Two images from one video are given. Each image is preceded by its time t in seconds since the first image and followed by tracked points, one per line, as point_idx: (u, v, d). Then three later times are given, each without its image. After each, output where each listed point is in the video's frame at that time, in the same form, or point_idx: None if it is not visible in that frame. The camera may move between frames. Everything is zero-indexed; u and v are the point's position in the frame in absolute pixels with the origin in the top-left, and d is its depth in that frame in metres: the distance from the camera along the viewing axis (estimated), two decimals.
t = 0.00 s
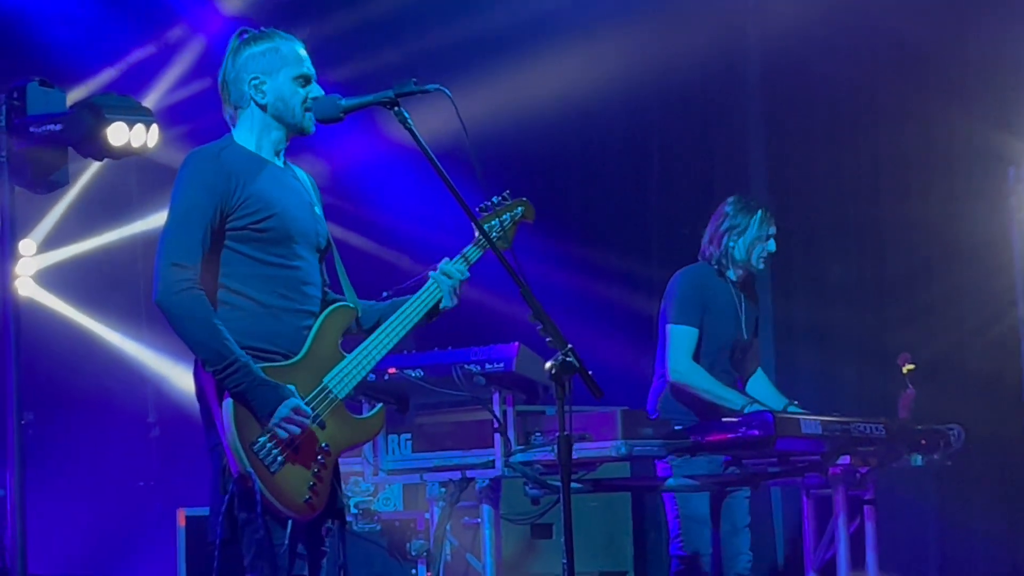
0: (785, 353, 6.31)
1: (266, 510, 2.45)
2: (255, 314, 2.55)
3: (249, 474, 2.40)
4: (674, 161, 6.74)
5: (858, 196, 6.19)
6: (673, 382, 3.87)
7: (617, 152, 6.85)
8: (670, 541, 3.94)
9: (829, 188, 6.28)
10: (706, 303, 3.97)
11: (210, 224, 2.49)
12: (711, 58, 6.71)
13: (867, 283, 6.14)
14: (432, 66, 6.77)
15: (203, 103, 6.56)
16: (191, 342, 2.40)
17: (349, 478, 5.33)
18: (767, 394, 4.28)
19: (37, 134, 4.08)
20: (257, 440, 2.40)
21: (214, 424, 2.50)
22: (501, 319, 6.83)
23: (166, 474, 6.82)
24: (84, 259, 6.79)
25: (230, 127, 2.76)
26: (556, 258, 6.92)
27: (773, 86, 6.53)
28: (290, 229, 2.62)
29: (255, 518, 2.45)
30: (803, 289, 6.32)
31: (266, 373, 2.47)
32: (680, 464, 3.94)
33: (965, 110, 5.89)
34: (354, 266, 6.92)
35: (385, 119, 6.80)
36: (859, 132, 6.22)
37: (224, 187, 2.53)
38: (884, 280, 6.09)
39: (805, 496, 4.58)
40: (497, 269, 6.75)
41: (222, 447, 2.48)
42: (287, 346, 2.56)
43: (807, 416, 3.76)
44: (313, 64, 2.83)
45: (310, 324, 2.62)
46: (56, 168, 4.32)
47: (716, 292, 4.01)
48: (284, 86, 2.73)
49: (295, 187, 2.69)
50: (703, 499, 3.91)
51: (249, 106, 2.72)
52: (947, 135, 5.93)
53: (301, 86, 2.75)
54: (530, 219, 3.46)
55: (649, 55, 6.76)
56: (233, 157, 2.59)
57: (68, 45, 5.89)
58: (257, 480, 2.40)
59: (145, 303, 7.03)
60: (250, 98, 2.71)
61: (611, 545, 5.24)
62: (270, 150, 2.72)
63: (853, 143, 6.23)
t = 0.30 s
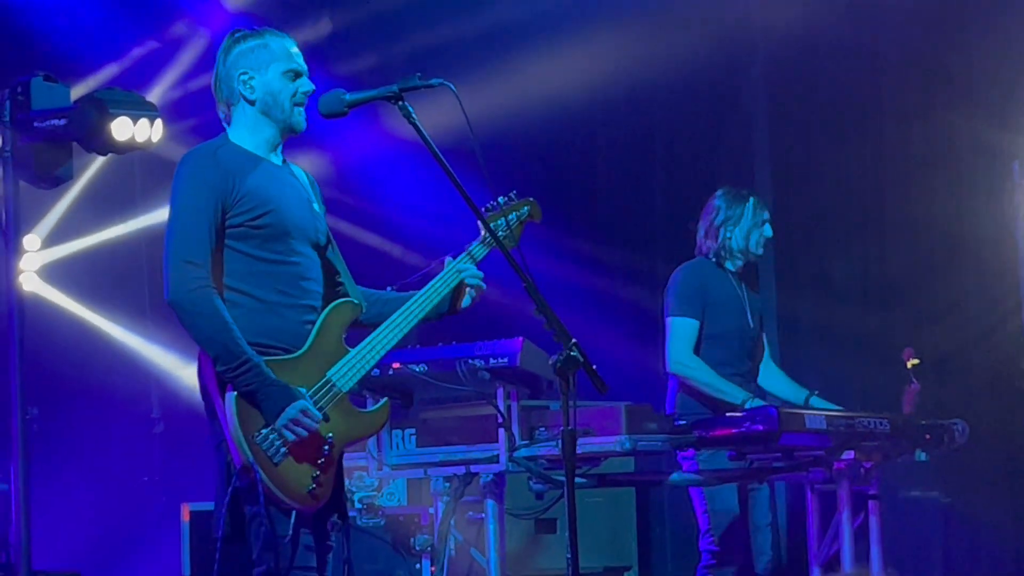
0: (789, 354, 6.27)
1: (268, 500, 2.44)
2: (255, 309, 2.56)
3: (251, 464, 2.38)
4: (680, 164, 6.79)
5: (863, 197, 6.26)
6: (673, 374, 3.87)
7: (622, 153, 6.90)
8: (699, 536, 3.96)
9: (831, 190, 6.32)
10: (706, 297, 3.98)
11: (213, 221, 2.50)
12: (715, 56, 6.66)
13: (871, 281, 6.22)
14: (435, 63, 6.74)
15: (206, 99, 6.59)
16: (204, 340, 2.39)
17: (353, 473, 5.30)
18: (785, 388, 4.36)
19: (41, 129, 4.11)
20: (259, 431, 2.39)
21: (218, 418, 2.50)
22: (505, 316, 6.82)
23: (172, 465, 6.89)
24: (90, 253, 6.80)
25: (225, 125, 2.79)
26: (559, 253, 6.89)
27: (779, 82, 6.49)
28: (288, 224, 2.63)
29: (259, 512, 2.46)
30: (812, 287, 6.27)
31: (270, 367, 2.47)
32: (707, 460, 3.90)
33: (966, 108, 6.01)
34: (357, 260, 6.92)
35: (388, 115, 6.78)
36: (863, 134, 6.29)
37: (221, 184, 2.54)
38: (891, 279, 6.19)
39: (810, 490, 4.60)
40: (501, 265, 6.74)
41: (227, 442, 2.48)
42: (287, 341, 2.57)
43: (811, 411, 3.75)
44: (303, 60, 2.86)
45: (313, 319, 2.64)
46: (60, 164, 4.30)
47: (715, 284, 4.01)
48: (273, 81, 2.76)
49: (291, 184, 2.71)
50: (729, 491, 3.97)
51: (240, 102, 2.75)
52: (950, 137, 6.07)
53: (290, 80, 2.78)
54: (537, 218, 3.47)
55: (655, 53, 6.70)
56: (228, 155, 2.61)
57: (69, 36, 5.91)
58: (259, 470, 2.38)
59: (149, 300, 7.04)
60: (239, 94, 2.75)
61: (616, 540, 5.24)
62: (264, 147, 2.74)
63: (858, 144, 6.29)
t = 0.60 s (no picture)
0: (795, 347, 6.25)
1: (278, 499, 2.44)
2: (260, 309, 2.56)
3: (260, 462, 2.39)
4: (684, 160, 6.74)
5: (867, 193, 6.13)
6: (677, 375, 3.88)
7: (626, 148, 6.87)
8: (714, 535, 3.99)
9: (834, 186, 6.24)
10: (709, 295, 3.97)
11: (216, 220, 2.51)
12: (720, 52, 6.70)
13: (876, 278, 6.05)
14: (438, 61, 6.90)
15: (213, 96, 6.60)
16: (211, 340, 2.40)
17: (358, 471, 5.32)
18: (796, 385, 4.35)
19: (47, 127, 4.08)
20: (266, 428, 2.41)
21: (225, 420, 2.48)
22: (510, 313, 6.82)
23: (180, 464, 6.91)
24: (103, 249, 6.85)
25: (227, 127, 2.80)
26: (566, 249, 6.93)
27: (783, 78, 6.48)
28: (290, 223, 2.63)
29: (269, 511, 2.45)
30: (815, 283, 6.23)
31: (278, 366, 2.47)
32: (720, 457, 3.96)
33: (970, 99, 5.85)
34: (362, 258, 6.97)
35: (396, 112, 6.78)
36: (865, 129, 6.18)
37: (224, 184, 2.54)
38: (895, 275, 5.99)
39: (815, 486, 4.55)
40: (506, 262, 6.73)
41: (234, 443, 2.46)
42: (290, 339, 2.57)
43: (817, 410, 3.76)
44: (303, 58, 2.87)
45: (316, 316, 2.64)
46: (67, 161, 4.32)
47: (718, 280, 4.01)
48: (273, 80, 2.76)
49: (295, 183, 2.71)
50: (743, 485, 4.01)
51: (241, 103, 2.76)
52: (956, 128, 5.88)
53: (290, 77, 2.79)
54: (530, 212, 3.46)
55: (659, 49, 6.77)
56: (231, 154, 2.61)
57: (74, 34, 5.91)
58: (268, 468, 2.39)
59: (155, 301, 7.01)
60: (240, 96, 2.76)
61: (621, 537, 5.24)
62: (267, 147, 2.74)
63: (861, 139, 6.19)
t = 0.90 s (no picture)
0: (800, 343, 6.25)
1: (278, 496, 2.44)
2: (264, 305, 2.57)
3: (261, 459, 2.38)
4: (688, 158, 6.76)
5: (872, 186, 6.12)
6: (684, 371, 3.89)
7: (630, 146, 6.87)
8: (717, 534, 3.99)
9: (838, 180, 6.24)
10: (718, 290, 3.97)
11: (226, 214, 2.51)
12: (724, 49, 6.70)
13: (880, 272, 6.05)
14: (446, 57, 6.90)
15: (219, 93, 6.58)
16: (220, 334, 2.40)
17: (363, 466, 5.26)
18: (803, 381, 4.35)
19: (52, 123, 4.09)
20: (267, 426, 2.40)
21: (225, 414, 2.50)
22: (514, 309, 6.82)
23: (185, 460, 6.97)
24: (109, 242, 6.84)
25: (236, 122, 2.79)
26: (571, 245, 6.94)
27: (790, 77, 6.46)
28: (298, 221, 2.65)
29: (269, 510, 2.45)
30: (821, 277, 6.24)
31: (283, 364, 2.48)
32: (721, 454, 3.95)
33: (974, 94, 5.87)
34: (366, 255, 7.00)
35: (400, 109, 6.77)
36: (871, 122, 6.16)
37: (236, 178, 2.54)
38: (903, 267, 5.97)
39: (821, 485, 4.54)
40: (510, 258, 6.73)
41: (234, 438, 2.47)
42: (292, 337, 2.57)
43: (823, 406, 3.74)
44: (311, 54, 2.87)
45: (318, 316, 2.65)
46: (72, 157, 4.31)
47: (727, 276, 4.02)
48: (282, 76, 2.76)
49: (301, 181, 2.72)
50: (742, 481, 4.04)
51: (249, 99, 2.76)
52: (961, 123, 5.89)
53: (299, 73, 2.79)
54: (530, 226, 3.54)
55: (663, 45, 6.76)
56: (242, 150, 2.61)
57: (77, 29, 5.93)
58: (270, 467, 2.38)
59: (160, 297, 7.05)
60: (249, 91, 2.76)
61: (627, 534, 5.24)
62: (275, 143, 2.74)
63: (865, 131, 6.18)
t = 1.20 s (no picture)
0: (806, 341, 6.21)
1: (278, 497, 2.46)
2: (268, 307, 2.57)
3: (262, 460, 2.38)
4: (693, 157, 6.75)
5: (880, 183, 6.10)
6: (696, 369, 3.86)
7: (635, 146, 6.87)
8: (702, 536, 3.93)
9: (845, 178, 6.22)
10: (727, 287, 3.97)
11: (231, 215, 2.51)
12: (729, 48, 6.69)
13: (885, 271, 6.04)
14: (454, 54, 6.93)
15: (225, 91, 6.59)
16: (214, 335, 2.39)
17: (368, 466, 5.30)
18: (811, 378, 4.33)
19: (58, 123, 4.08)
20: (269, 427, 2.39)
21: (225, 413, 2.50)
22: (518, 309, 6.82)
23: (189, 458, 6.90)
24: (116, 242, 6.84)
25: (247, 119, 2.80)
26: (575, 243, 6.93)
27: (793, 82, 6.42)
28: (305, 224, 2.64)
29: (268, 512, 2.46)
30: (824, 276, 6.22)
31: (286, 366, 2.49)
32: (707, 453, 3.90)
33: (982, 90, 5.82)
34: (370, 253, 7.00)
35: (407, 108, 6.75)
36: (876, 121, 6.15)
37: (244, 179, 2.54)
38: (907, 261, 5.95)
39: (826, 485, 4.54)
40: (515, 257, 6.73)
41: (235, 438, 2.47)
42: (296, 339, 2.58)
43: (829, 405, 3.74)
44: (325, 53, 2.87)
45: (321, 319, 2.65)
46: (78, 157, 4.31)
47: (735, 273, 4.01)
48: (296, 75, 2.77)
49: (310, 183, 2.71)
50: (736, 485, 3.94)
51: (262, 97, 2.76)
52: (968, 121, 5.83)
53: (312, 73, 2.79)
54: (538, 233, 3.48)
55: (667, 44, 6.76)
56: (252, 150, 2.61)
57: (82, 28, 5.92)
58: (270, 467, 2.38)
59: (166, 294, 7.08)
60: (261, 89, 2.76)
61: (632, 534, 5.24)
62: (286, 142, 2.74)
63: (876, 128, 6.14)
